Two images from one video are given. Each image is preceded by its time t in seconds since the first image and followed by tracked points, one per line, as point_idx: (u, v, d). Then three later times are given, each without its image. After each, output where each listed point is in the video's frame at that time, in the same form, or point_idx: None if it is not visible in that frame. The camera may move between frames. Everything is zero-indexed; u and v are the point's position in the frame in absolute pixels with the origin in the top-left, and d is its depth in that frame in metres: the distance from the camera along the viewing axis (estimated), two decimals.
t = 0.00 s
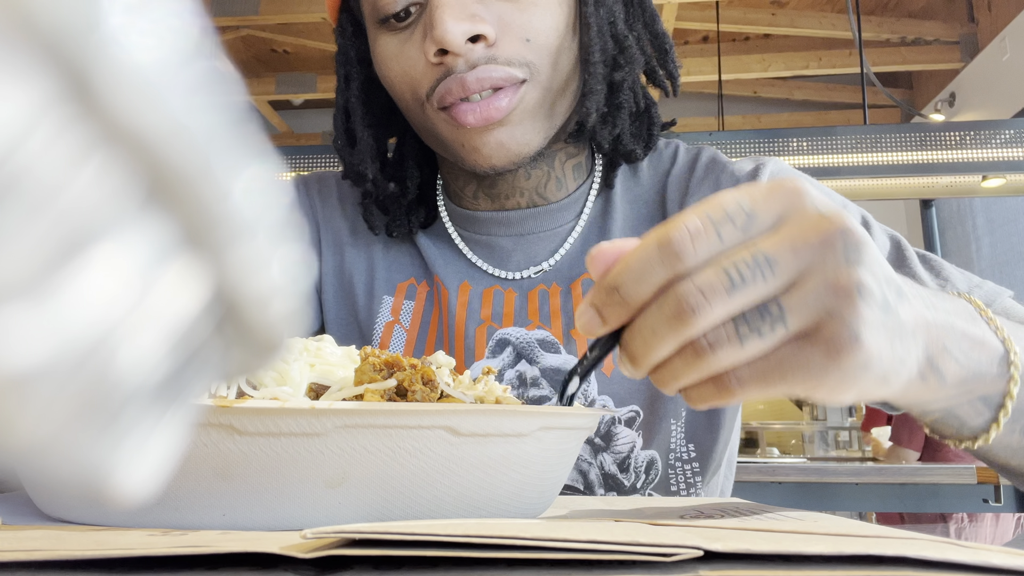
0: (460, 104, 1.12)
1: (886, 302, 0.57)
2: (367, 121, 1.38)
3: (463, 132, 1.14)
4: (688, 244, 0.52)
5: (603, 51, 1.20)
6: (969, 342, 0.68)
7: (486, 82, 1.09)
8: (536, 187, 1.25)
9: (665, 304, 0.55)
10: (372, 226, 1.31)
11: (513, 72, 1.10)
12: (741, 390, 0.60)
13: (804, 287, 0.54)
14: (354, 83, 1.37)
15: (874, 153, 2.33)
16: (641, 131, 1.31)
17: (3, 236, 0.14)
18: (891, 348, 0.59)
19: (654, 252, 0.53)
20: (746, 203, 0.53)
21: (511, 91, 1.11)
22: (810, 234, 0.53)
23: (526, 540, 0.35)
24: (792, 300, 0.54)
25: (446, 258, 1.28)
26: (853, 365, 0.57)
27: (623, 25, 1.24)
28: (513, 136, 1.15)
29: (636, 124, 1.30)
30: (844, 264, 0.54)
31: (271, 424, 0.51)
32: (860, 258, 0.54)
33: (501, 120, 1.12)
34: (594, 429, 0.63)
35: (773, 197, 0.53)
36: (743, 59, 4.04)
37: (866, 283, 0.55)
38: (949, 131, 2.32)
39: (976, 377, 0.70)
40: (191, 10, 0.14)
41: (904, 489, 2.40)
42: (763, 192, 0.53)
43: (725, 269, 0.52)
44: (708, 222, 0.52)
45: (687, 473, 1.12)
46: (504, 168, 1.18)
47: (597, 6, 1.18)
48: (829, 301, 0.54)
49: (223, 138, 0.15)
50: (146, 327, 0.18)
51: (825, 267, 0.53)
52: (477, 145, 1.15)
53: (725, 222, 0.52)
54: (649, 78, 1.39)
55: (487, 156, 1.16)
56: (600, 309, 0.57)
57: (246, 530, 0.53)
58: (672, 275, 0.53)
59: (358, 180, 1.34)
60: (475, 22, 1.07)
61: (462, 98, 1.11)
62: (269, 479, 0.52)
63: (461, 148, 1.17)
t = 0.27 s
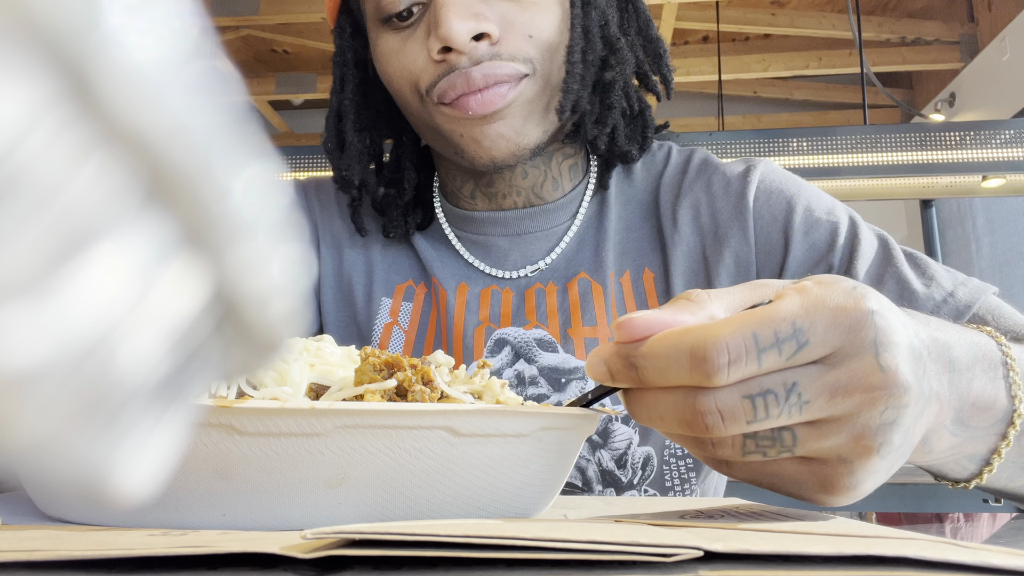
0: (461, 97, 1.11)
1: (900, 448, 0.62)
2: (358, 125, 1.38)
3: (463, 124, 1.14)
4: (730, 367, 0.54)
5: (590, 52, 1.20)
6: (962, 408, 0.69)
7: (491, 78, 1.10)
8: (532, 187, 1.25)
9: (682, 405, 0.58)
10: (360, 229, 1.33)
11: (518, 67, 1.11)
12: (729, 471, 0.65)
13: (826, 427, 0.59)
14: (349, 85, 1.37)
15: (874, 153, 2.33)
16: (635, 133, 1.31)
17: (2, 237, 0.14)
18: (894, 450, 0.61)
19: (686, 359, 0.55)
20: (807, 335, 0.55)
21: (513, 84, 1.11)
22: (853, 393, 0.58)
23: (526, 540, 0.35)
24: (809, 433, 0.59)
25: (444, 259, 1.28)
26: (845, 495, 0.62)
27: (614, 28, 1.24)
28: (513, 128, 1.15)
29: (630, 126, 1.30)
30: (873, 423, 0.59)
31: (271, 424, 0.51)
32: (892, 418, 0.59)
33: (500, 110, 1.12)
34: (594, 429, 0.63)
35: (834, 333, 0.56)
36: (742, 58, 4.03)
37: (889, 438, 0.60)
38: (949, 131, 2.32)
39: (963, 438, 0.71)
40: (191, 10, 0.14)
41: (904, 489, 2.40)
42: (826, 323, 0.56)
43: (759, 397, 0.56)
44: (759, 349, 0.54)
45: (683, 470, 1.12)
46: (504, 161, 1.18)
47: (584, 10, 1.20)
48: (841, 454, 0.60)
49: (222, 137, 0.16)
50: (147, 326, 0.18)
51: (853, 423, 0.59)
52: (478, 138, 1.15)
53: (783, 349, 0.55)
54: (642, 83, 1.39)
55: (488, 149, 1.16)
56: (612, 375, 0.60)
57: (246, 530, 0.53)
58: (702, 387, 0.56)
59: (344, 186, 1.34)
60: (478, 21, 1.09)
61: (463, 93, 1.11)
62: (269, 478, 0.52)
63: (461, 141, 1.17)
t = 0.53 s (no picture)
0: (455, 98, 1.12)
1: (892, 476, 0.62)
2: (362, 122, 1.38)
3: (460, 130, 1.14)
4: (726, 393, 0.55)
5: (585, 52, 1.19)
6: (956, 416, 0.69)
7: (482, 78, 1.10)
8: (530, 186, 1.25)
9: (675, 420, 0.59)
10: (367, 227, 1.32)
11: (508, 71, 1.10)
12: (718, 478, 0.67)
13: (817, 454, 0.59)
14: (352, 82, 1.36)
15: (874, 153, 2.33)
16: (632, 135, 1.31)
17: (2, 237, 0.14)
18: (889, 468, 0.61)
19: (682, 381, 0.56)
20: (807, 365, 0.56)
21: (506, 90, 1.11)
22: (847, 426, 0.58)
23: (525, 541, 0.35)
24: (799, 457, 0.60)
25: (444, 259, 1.28)
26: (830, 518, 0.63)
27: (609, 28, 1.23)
28: (510, 135, 1.15)
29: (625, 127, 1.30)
30: (866, 455, 0.59)
31: (270, 424, 0.51)
32: (885, 451, 0.59)
33: (497, 120, 1.12)
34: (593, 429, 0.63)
35: (835, 363, 0.56)
36: (742, 58, 4.03)
37: (880, 470, 0.60)
38: (949, 131, 2.32)
39: (954, 443, 0.72)
40: (191, 9, 0.14)
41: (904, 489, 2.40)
42: (829, 354, 0.56)
43: (752, 422, 0.57)
44: (757, 378, 0.55)
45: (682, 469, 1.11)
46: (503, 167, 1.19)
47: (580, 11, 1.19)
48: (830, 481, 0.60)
49: (222, 137, 0.16)
50: (147, 327, 0.17)
51: (845, 454, 0.59)
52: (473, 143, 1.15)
53: (782, 378, 0.55)
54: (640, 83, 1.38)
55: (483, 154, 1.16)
56: (605, 380, 0.60)
57: (246, 530, 0.53)
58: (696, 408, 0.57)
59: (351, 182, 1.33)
60: (474, 19, 1.09)
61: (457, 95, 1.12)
62: (269, 479, 0.52)
63: (459, 147, 1.17)
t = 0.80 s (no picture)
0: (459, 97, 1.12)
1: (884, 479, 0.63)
2: (361, 116, 1.38)
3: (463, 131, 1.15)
4: (728, 401, 0.55)
5: (598, 54, 1.20)
6: (949, 414, 0.70)
7: (486, 75, 1.10)
8: (531, 188, 1.25)
9: (673, 422, 0.59)
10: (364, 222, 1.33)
11: (513, 69, 1.11)
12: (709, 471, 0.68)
13: (811, 459, 0.60)
14: (353, 76, 1.36)
15: (874, 153, 2.33)
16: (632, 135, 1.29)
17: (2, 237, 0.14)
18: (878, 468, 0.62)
19: (683, 387, 0.55)
20: (810, 376, 0.56)
21: (511, 90, 1.12)
22: (844, 435, 0.58)
23: (526, 541, 0.35)
24: (792, 460, 0.60)
25: (444, 258, 1.28)
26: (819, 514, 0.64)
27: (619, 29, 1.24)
28: (512, 133, 1.15)
29: (627, 128, 1.29)
30: (859, 462, 0.60)
31: (270, 424, 0.51)
32: (878, 459, 0.60)
33: (503, 119, 1.12)
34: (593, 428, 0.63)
35: (837, 375, 0.56)
36: (743, 58, 4.03)
37: (870, 473, 0.61)
38: (949, 131, 2.31)
39: (945, 442, 0.72)
40: (191, 10, 0.14)
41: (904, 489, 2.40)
42: (832, 366, 0.56)
43: (750, 429, 0.57)
44: (758, 387, 0.55)
45: (683, 469, 1.12)
46: (504, 165, 1.18)
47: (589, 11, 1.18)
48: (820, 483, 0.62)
49: (222, 137, 0.16)
50: (147, 327, 0.17)
51: (838, 460, 0.60)
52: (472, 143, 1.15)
53: (784, 388, 0.55)
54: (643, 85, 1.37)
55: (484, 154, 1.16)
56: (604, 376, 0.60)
57: (246, 530, 0.52)
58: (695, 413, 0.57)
59: (348, 173, 1.34)
60: (479, 16, 1.09)
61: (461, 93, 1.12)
62: (269, 479, 0.52)
63: (461, 146, 1.17)
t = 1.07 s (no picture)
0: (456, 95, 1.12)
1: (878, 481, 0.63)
2: (363, 112, 1.38)
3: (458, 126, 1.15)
4: (723, 396, 0.54)
5: (595, 56, 1.20)
6: (952, 419, 0.70)
7: (485, 75, 1.10)
8: (531, 189, 1.25)
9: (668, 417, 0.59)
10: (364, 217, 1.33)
11: (513, 71, 1.11)
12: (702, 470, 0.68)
13: (804, 459, 0.60)
14: (356, 71, 1.36)
15: (874, 153, 2.33)
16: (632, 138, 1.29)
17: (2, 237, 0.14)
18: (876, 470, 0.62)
19: (678, 380, 0.55)
20: (807, 376, 0.56)
21: (509, 89, 1.12)
22: (837, 436, 0.58)
23: (525, 540, 0.35)
24: (784, 460, 0.60)
25: (444, 258, 1.28)
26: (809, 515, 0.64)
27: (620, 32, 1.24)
28: (510, 134, 1.16)
29: (627, 133, 1.28)
30: (853, 464, 0.60)
31: (270, 424, 0.51)
32: (872, 462, 0.60)
33: (497, 119, 1.13)
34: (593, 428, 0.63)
35: (834, 376, 0.56)
36: (743, 58, 4.03)
37: (864, 477, 0.61)
38: (949, 131, 2.31)
39: (948, 446, 0.72)
40: (191, 10, 0.14)
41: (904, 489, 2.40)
42: (829, 367, 0.56)
43: (744, 426, 0.57)
44: (754, 385, 0.55)
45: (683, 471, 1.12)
46: (498, 165, 1.19)
47: (591, 13, 1.19)
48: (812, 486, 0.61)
49: (221, 137, 0.16)
50: (147, 326, 0.17)
51: (831, 462, 0.60)
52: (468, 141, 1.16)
53: (780, 386, 0.55)
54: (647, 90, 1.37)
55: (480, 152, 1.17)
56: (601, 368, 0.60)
57: (245, 530, 0.52)
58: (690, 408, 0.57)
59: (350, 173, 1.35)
60: (479, 15, 1.09)
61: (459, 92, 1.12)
62: (269, 479, 0.52)
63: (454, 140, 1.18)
